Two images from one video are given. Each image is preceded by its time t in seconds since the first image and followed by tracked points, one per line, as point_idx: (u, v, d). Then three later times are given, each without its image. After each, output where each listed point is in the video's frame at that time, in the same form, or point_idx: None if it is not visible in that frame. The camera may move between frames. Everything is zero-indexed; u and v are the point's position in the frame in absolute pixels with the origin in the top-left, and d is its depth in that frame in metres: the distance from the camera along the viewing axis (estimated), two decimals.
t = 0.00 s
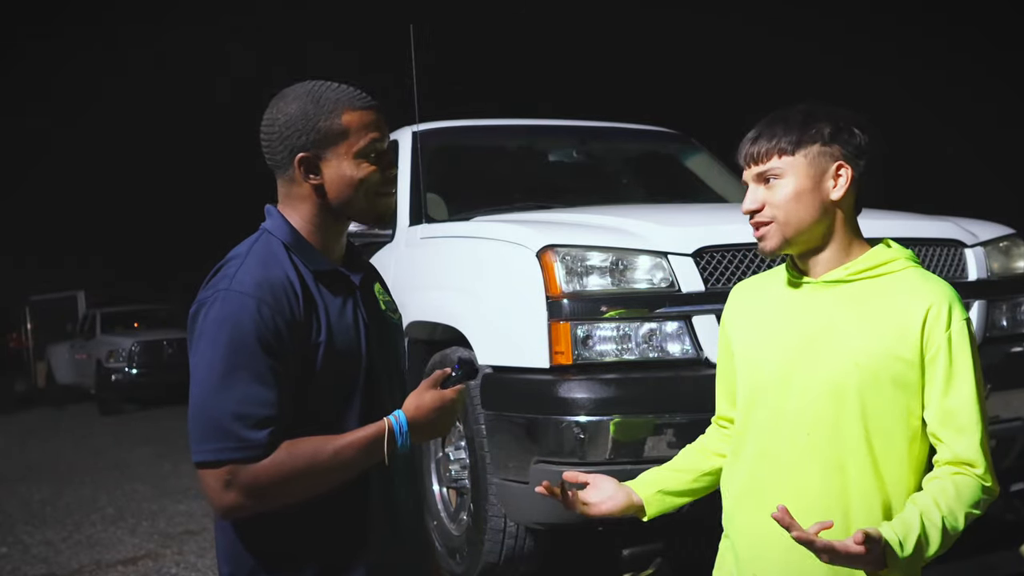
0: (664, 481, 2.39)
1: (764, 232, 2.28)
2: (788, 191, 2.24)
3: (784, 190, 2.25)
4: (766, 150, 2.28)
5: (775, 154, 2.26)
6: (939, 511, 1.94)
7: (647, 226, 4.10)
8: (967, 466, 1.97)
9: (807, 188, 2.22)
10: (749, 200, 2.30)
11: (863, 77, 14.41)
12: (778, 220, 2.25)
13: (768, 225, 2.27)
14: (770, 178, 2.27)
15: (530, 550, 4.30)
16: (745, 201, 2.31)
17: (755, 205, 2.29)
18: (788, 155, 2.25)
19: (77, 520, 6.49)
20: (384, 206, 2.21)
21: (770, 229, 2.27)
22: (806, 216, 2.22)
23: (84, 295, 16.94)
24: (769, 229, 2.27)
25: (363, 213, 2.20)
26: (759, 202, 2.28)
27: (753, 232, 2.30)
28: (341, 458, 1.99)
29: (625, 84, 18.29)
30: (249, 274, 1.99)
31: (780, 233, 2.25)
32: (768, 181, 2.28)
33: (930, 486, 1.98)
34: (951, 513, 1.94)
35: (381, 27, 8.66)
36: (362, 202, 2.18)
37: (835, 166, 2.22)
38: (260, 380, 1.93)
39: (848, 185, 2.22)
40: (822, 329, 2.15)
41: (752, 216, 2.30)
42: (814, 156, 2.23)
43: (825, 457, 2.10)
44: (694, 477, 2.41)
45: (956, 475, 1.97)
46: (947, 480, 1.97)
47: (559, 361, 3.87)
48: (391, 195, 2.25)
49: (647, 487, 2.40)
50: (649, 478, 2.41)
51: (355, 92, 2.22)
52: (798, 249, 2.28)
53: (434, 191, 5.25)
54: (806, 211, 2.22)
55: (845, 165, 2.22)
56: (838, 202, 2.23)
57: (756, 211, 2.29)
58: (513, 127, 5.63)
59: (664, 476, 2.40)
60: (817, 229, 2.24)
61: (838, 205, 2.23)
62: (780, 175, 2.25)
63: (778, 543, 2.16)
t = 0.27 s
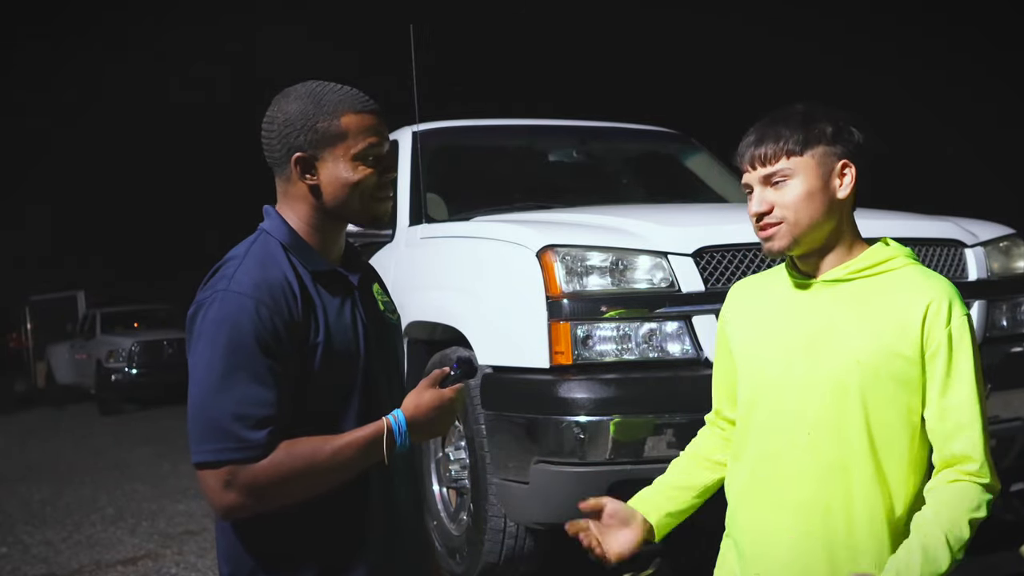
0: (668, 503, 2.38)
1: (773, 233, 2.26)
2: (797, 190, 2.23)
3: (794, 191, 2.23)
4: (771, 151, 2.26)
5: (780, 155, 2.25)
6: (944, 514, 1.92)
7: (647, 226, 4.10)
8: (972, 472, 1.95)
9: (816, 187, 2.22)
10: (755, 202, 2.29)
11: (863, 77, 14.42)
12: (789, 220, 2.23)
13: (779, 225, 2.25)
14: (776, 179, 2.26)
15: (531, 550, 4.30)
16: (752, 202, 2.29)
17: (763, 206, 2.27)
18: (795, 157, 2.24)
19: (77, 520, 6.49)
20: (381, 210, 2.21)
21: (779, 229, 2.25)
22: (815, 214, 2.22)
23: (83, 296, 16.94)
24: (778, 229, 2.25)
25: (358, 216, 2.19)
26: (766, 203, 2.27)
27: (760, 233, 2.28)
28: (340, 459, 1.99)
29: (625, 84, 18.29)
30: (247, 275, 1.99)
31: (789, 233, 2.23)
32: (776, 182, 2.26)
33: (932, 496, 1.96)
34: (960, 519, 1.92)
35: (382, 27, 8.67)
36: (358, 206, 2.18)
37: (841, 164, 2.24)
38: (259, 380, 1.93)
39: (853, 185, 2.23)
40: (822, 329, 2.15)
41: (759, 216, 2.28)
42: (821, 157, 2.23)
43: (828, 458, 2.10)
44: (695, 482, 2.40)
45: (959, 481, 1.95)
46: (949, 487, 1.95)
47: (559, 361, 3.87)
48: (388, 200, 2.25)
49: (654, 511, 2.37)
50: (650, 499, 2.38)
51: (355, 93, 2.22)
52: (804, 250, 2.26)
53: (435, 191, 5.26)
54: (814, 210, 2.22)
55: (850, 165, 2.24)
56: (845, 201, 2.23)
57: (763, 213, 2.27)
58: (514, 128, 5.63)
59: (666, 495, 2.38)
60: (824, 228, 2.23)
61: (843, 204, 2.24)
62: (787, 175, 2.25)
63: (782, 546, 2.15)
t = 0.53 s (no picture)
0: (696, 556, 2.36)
1: (764, 236, 2.26)
2: (790, 196, 2.23)
3: (788, 195, 2.23)
4: (767, 154, 2.26)
5: (777, 159, 2.25)
6: (956, 519, 1.98)
7: (647, 226, 4.09)
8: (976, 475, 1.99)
9: (810, 192, 2.22)
10: (748, 203, 2.29)
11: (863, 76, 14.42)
12: (781, 223, 2.23)
13: (771, 228, 2.24)
14: (770, 183, 2.26)
15: (531, 551, 4.30)
16: (745, 204, 2.29)
17: (755, 209, 2.26)
18: (791, 161, 2.23)
19: (77, 520, 6.49)
20: (378, 215, 2.21)
21: (772, 233, 2.24)
22: (808, 218, 2.22)
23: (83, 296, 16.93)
24: (770, 232, 2.24)
25: (354, 219, 2.19)
26: (759, 205, 2.26)
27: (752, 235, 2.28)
28: (339, 459, 1.99)
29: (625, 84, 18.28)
30: (245, 275, 1.99)
31: (781, 236, 2.23)
32: (770, 186, 2.26)
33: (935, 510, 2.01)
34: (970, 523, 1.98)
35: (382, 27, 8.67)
36: (356, 208, 2.18)
37: (836, 170, 2.23)
38: (258, 380, 1.93)
39: (847, 190, 2.22)
40: (820, 328, 2.14)
41: (751, 218, 2.28)
42: (816, 162, 2.22)
43: (830, 458, 2.09)
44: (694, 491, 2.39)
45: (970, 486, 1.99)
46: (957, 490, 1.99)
47: (559, 361, 3.87)
48: (387, 204, 2.25)
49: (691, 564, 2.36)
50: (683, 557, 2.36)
51: (359, 97, 2.21)
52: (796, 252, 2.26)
53: (435, 191, 5.26)
54: (808, 212, 2.22)
55: (845, 171, 2.23)
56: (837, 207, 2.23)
57: (756, 216, 2.26)
58: (514, 128, 5.63)
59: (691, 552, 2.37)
60: (816, 233, 2.23)
61: (836, 211, 2.23)
62: (780, 180, 2.24)
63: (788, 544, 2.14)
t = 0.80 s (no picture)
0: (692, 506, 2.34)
1: (789, 233, 2.20)
2: (814, 192, 2.20)
3: (813, 193, 2.20)
4: (795, 150, 2.20)
5: (804, 155, 2.20)
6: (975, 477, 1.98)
7: (647, 226, 4.09)
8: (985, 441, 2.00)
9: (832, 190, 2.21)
10: (769, 200, 2.22)
11: (864, 76, 14.44)
12: (809, 220, 2.19)
13: (796, 225, 2.19)
14: (794, 178, 2.21)
15: (530, 550, 4.30)
16: (767, 201, 2.23)
17: (780, 205, 2.21)
18: (815, 158, 2.20)
19: (76, 520, 6.49)
20: (380, 211, 2.20)
21: (799, 229, 2.19)
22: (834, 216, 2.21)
23: (83, 295, 16.93)
24: (795, 229, 2.19)
25: (355, 217, 2.18)
26: (783, 201, 2.21)
27: (773, 232, 2.21)
28: (340, 460, 1.98)
29: (625, 83, 18.28)
30: (246, 276, 1.99)
31: (810, 232, 2.19)
32: (795, 182, 2.21)
33: (956, 467, 2.01)
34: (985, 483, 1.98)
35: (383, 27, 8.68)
36: (358, 206, 2.17)
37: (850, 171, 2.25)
38: (258, 381, 1.93)
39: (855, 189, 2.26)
40: (822, 327, 2.14)
41: (774, 215, 2.21)
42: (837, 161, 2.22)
43: (836, 457, 2.08)
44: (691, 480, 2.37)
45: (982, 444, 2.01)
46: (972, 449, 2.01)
47: (559, 361, 3.87)
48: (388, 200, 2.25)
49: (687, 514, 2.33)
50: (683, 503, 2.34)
51: (354, 95, 2.21)
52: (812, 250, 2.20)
53: (434, 190, 5.26)
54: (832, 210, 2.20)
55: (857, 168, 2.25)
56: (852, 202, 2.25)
57: (781, 212, 2.21)
58: (514, 128, 5.63)
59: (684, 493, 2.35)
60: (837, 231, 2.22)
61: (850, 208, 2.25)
62: (805, 176, 2.20)
63: (793, 542, 2.14)
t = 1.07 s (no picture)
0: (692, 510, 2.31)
1: (767, 239, 2.22)
2: (792, 198, 2.20)
3: (792, 197, 2.20)
4: (772, 155, 2.22)
5: (781, 160, 2.21)
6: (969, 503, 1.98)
7: (647, 226, 4.09)
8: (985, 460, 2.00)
9: (813, 193, 2.20)
10: (751, 206, 2.25)
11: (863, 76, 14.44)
12: (788, 225, 2.20)
13: (773, 231, 2.21)
14: (773, 184, 2.23)
15: (530, 550, 4.31)
16: (748, 206, 2.25)
17: (758, 211, 2.23)
18: (793, 164, 2.21)
19: (76, 521, 6.49)
20: (379, 210, 2.20)
21: (775, 235, 2.21)
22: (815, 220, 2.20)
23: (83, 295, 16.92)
24: (772, 234, 2.21)
25: (354, 215, 2.18)
26: (761, 207, 2.23)
27: (753, 237, 2.25)
28: (338, 460, 1.98)
29: (626, 83, 18.27)
30: (245, 275, 1.99)
31: (789, 238, 2.20)
32: (773, 187, 2.23)
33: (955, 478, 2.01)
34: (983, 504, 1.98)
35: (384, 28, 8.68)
36: (357, 204, 2.17)
37: (838, 169, 2.22)
38: (257, 381, 1.92)
39: (850, 190, 2.22)
40: (823, 328, 2.14)
41: (754, 221, 2.24)
42: (820, 162, 2.21)
43: (834, 459, 2.08)
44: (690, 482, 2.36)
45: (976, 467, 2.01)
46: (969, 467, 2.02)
47: (559, 361, 3.87)
48: (388, 198, 2.24)
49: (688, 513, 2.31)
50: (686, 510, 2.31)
51: (352, 95, 2.21)
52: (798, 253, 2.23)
53: (434, 191, 5.26)
54: (813, 214, 2.19)
55: (847, 170, 2.22)
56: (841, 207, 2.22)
57: (759, 218, 2.23)
58: (515, 127, 5.63)
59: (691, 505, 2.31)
60: (818, 236, 2.21)
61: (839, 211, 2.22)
62: (783, 181, 2.21)
63: (792, 544, 2.14)
